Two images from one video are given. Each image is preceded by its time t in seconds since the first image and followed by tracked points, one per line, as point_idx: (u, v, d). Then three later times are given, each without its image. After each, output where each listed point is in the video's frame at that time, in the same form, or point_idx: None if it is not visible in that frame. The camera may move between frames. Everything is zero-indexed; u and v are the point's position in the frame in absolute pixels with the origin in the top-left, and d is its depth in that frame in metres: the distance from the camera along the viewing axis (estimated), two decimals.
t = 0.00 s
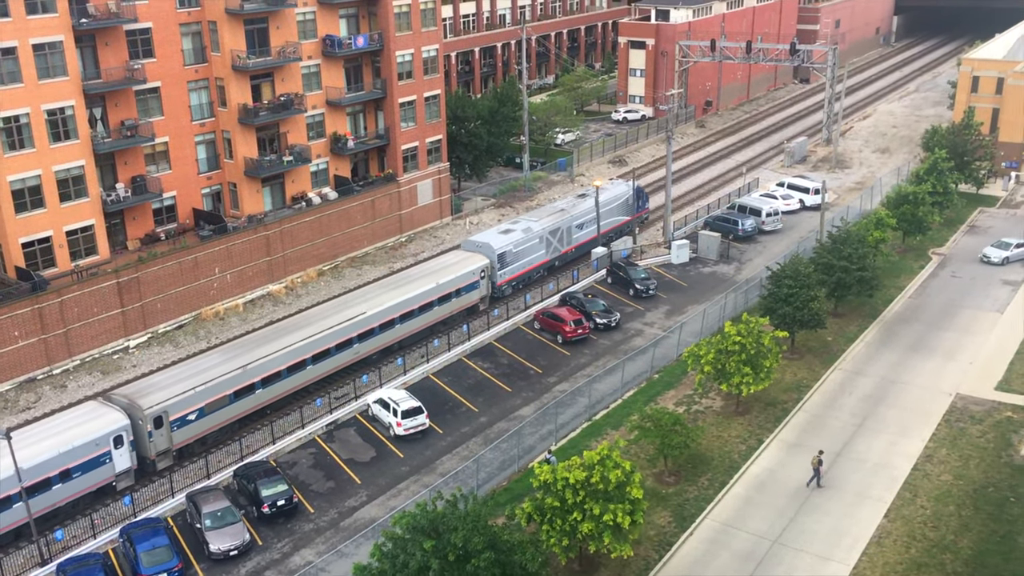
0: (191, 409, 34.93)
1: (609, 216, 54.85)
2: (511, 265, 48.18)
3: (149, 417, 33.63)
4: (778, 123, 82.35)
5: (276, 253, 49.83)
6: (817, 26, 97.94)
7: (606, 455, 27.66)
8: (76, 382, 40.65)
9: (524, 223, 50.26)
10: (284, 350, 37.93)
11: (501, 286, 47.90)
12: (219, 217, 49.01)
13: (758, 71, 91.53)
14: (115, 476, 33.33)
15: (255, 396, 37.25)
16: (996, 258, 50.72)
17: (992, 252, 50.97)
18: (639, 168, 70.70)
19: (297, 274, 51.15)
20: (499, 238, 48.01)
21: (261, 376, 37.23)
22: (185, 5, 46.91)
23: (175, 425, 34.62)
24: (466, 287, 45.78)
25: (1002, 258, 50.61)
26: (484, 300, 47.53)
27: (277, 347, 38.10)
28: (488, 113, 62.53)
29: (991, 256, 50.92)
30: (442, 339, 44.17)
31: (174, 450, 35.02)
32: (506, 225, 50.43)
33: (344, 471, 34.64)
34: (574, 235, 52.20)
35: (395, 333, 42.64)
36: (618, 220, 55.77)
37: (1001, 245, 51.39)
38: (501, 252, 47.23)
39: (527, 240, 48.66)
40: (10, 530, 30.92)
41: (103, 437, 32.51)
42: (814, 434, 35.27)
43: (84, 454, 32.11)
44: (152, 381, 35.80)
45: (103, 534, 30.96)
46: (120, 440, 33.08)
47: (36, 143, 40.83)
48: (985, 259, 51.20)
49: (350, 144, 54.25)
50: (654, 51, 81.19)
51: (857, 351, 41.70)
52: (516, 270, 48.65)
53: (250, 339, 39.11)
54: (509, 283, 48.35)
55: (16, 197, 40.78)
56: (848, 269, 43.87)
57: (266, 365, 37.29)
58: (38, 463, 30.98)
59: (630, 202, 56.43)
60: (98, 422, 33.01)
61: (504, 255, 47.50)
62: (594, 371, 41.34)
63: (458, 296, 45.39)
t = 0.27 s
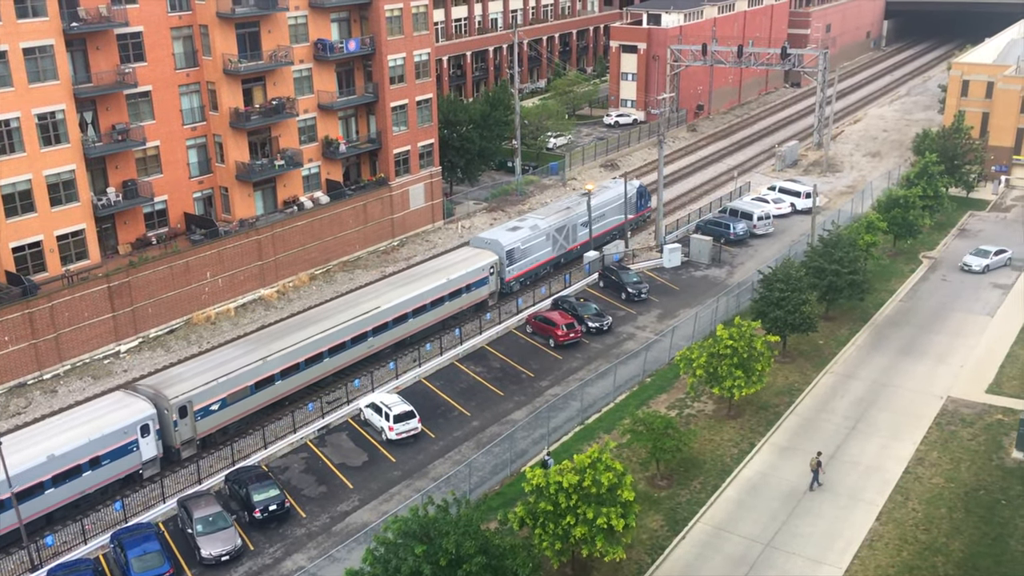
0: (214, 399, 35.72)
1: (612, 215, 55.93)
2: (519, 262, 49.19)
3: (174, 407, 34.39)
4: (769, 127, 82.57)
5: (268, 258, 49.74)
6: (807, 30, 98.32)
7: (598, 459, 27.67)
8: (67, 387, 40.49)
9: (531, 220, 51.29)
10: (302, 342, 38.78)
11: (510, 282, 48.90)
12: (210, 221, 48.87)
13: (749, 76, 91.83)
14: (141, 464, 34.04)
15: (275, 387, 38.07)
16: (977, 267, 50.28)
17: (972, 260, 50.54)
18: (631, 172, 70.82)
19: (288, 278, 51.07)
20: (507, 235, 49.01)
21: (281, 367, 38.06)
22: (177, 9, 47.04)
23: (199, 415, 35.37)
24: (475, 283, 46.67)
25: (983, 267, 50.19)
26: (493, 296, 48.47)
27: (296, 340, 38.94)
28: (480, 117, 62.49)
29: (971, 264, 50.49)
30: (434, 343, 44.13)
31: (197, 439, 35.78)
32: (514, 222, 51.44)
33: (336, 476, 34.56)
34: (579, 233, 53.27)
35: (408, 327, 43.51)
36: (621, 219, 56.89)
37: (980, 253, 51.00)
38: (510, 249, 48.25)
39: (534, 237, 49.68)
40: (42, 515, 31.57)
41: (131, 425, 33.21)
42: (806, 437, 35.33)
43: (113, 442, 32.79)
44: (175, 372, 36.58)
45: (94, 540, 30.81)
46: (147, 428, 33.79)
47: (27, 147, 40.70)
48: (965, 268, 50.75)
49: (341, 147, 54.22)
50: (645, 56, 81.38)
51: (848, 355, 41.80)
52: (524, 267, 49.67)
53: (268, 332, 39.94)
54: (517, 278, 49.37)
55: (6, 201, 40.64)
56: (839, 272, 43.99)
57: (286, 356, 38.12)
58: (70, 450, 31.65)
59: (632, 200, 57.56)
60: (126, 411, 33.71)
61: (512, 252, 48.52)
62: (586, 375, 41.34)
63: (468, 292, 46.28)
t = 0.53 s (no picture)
0: (237, 390, 36.71)
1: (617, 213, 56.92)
2: (528, 258, 50.14)
3: (199, 397, 35.38)
4: (761, 131, 82.78)
5: (260, 262, 49.66)
6: (798, 34, 98.69)
7: (590, 462, 27.67)
8: (58, 393, 40.33)
9: (538, 218, 52.29)
10: (320, 336, 39.80)
11: (518, 278, 49.85)
12: (202, 226, 48.76)
13: (741, 79, 92.06)
14: (167, 453, 35.07)
15: (295, 380, 39.06)
16: (959, 274, 49.61)
17: (953, 267, 49.88)
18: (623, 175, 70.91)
19: (281, 283, 51.00)
20: (515, 232, 49.96)
21: (300, 360, 39.06)
22: (169, 14, 47.01)
23: (222, 406, 36.34)
24: (485, 279, 47.70)
25: (965, 274, 49.53)
26: (502, 292, 49.38)
27: (314, 334, 39.96)
28: (472, 121, 62.51)
29: (953, 272, 49.81)
30: (427, 347, 44.10)
31: (221, 429, 36.76)
32: (521, 220, 52.40)
33: (329, 481, 34.48)
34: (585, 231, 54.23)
35: (420, 322, 44.51)
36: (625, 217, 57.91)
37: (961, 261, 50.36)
38: (518, 246, 49.22)
39: (541, 234, 50.65)
40: (74, 502, 32.57)
41: (158, 416, 34.26)
42: (799, 440, 35.38)
43: (140, 431, 33.82)
44: (198, 365, 37.61)
45: (86, 547, 30.69)
46: (173, 419, 34.80)
47: (18, 152, 40.58)
48: (947, 276, 50.04)
49: (334, 152, 54.19)
50: (637, 60, 81.59)
51: (841, 357, 41.90)
52: (532, 263, 50.61)
53: (287, 327, 40.98)
54: (525, 275, 50.33)
55: None
56: (832, 275, 44.09)
57: (305, 350, 39.13)
58: (100, 439, 32.68)
59: (636, 199, 58.58)
60: (152, 402, 34.75)
61: (521, 249, 49.49)
62: (580, 378, 41.34)
63: (478, 288, 47.29)
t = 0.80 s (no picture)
0: (259, 383, 37.56)
1: (620, 212, 57.89)
2: (535, 256, 51.10)
3: (222, 390, 36.17)
4: (753, 135, 82.99)
5: (252, 268, 49.56)
6: (789, 38, 99.05)
7: (584, 467, 27.67)
8: (50, 401, 40.17)
9: (544, 216, 53.20)
10: (337, 331, 40.67)
11: (526, 275, 50.76)
12: (194, 232, 48.67)
13: (731, 84, 92.30)
14: (193, 444, 35.82)
15: (313, 373, 39.95)
16: (942, 283, 49.03)
17: (936, 276, 49.29)
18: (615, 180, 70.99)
19: (273, 288, 50.91)
20: (523, 230, 50.88)
21: (318, 354, 39.94)
22: (160, 20, 46.90)
23: (244, 399, 37.20)
24: (494, 276, 48.58)
25: (948, 283, 48.97)
26: (511, 289, 50.27)
27: (331, 329, 40.82)
28: (465, 126, 62.72)
29: (936, 281, 49.18)
30: (420, 352, 44.08)
31: (243, 421, 37.62)
32: (527, 218, 53.30)
33: (323, 487, 34.40)
34: (589, 229, 55.16)
35: (432, 318, 45.39)
36: (628, 216, 58.88)
37: (942, 269, 49.79)
38: (526, 243, 50.19)
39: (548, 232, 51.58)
40: (104, 491, 33.31)
41: (184, 408, 34.96)
42: (792, 443, 35.44)
43: (167, 423, 34.53)
44: (220, 358, 38.43)
45: (79, 554, 30.57)
46: (198, 410, 35.53)
47: (9, 159, 40.46)
48: (930, 284, 49.40)
49: (326, 157, 54.15)
50: (629, 64, 81.78)
51: (833, 360, 42.01)
52: (539, 261, 51.53)
53: (305, 321, 41.82)
54: (533, 272, 51.25)
55: None
56: (824, 278, 44.21)
57: (323, 344, 40.02)
58: (129, 429, 33.40)
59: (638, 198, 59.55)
60: (178, 394, 35.45)
61: (528, 246, 50.44)
62: (573, 383, 41.35)
63: (488, 284, 48.18)
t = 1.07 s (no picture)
0: (278, 376, 38.45)
1: (624, 211, 58.87)
2: (541, 254, 52.06)
3: (244, 383, 37.07)
4: (744, 139, 83.22)
5: (245, 274, 49.47)
6: (780, 43, 99.41)
7: (579, 473, 27.64)
8: (41, 408, 39.99)
9: (550, 216, 54.14)
10: (352, 326, 41.56)
11: (533, 273, 51.73)
12: (186, 238, 48.57)
13: (723, 88, 92.56)
14: (215, 436, 36.69)
15: (330, 367, 40.83)
16: (926, 293, 48.29)
17: (919, 286, 48.53)
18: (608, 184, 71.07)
19: (266, 294, 50.82)
20: (530, 229, 51.83)
21: (335, 349, 40.84)
22: (151, 26, 46.81)
23: (264, 392, 38.06)
24: (503, 273, 49.54)
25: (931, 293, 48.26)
26: (518, 286, 51.20)
27: (347, 324, 41.70)
28: (457, 132, 62.70)
29: (920, 291, 48.43)
30: (413, 358, 44.03)
31: (263, 414, 38.49)
32: (534, 217, 54.24)
33: (316, 494, 34.31)
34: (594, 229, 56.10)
35: (443, 315, 46.32)
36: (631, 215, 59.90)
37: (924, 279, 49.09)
38: (534, 241, 51.16)
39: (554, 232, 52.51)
40: (131, 480, 34.17)
41: (208, 400, 35.83)
42: (785, 447, 35.49)
43: (191, 415, 35.38)
44: (240, 353, 39.29)
45: (71, 562, 30.43)
46: (220, 403, 36.40)
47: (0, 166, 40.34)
48: (914, 295, 48.63)
49: (318, 163, 54.13)
50: (620, 69, 81.97)
51: (826, 364, 42.10)
52: (545, 259, 52.48)
53: (321, 317, 42.71)
54: (539, 270, 52.22)
55: None
56: (816, 282, 44.32)
57: (339, 339, 40.91)
58: (155, 421, 34.24)
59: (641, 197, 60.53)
60: (201, 387, 36.31)
61: (535, 244, 51.40)
62: (566, 388, 41.33)
63: (497, 281, 49.12)
